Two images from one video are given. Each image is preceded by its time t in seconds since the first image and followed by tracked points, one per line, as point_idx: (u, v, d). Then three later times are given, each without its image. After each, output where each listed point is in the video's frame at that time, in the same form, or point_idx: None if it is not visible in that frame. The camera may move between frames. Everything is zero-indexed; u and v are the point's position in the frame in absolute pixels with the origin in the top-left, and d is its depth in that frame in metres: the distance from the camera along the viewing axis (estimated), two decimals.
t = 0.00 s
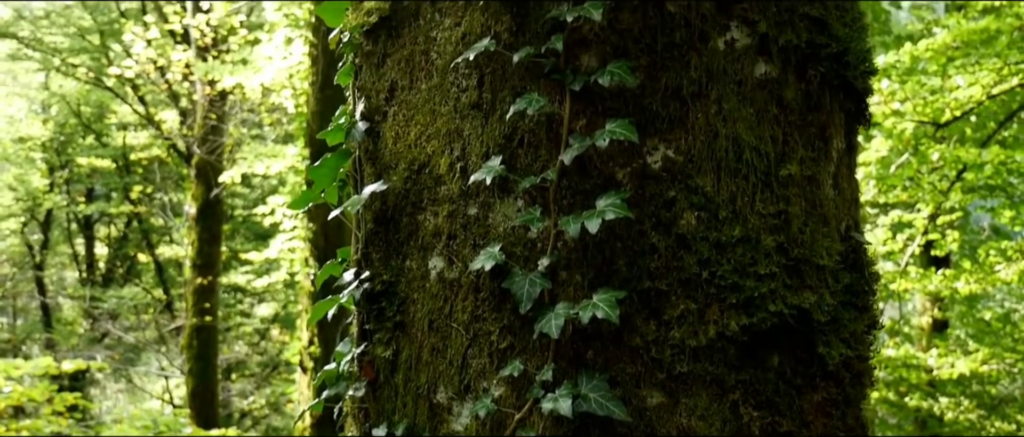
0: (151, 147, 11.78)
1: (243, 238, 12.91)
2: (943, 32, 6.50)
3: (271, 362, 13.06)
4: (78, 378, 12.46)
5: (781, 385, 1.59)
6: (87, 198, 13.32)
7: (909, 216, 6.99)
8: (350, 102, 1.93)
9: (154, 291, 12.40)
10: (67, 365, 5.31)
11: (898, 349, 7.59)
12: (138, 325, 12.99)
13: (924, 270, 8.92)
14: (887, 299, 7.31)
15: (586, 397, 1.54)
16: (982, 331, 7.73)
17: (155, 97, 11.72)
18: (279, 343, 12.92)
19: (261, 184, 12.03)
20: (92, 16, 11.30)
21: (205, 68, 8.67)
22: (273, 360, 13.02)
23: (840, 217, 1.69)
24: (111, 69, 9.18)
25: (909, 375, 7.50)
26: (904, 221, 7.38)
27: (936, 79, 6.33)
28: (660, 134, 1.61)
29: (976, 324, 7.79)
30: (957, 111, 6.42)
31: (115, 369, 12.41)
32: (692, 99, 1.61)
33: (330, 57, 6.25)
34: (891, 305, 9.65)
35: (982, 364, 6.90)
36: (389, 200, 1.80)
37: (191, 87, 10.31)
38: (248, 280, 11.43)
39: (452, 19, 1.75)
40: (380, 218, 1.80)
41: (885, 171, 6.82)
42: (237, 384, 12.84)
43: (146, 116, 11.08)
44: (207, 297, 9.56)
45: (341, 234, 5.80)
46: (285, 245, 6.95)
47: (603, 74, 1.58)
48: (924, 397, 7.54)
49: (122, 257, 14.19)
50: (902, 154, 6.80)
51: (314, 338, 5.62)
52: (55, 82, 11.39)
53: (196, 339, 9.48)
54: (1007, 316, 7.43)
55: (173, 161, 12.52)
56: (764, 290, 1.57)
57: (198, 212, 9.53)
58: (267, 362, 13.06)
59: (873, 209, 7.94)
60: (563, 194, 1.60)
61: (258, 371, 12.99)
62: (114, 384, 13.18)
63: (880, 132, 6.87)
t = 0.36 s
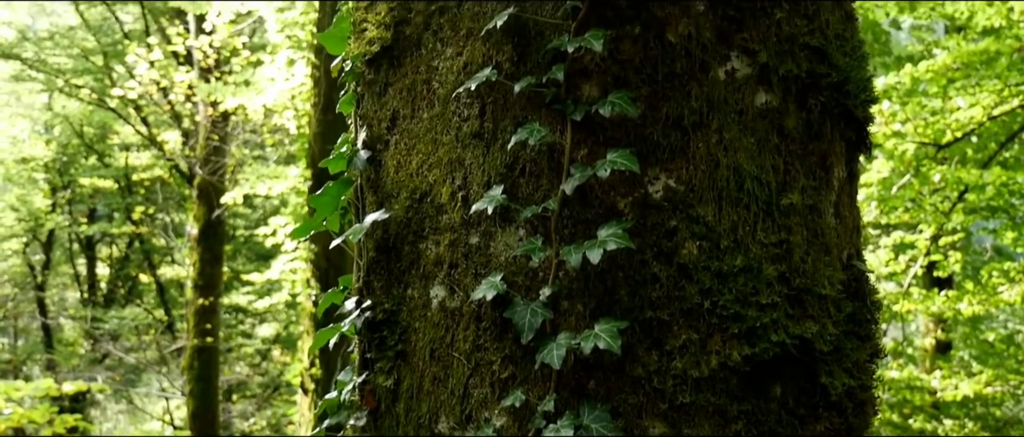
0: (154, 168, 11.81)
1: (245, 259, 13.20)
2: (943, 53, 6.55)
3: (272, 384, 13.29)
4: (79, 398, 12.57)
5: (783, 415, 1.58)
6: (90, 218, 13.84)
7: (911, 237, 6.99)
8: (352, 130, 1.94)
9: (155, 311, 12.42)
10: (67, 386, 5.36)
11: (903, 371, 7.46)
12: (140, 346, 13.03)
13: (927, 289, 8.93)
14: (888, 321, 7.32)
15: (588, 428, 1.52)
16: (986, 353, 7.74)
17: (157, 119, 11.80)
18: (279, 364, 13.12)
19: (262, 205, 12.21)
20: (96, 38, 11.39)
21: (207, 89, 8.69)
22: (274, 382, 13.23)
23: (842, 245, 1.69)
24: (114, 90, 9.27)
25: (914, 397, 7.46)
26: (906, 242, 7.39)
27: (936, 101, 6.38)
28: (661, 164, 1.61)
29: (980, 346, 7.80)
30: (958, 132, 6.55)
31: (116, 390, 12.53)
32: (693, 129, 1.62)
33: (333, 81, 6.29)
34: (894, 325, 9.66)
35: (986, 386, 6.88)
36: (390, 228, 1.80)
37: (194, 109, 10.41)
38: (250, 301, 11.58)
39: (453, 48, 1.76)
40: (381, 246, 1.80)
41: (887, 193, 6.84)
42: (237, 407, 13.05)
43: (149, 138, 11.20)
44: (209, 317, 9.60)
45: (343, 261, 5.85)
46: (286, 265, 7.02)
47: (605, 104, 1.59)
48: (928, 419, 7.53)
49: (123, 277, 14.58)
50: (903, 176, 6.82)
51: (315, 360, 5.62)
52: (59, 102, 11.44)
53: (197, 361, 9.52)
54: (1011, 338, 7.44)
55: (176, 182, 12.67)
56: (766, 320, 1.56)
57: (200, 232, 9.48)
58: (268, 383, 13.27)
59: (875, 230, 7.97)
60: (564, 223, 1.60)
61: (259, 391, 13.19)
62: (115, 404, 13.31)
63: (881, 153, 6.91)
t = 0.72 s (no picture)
0: (156, 186, 11.80)
1: (246, 277, 13.34)
2: (945, 70, 6.57)
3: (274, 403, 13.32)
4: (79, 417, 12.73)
5: None
6: (92, 237, 14.10)
7: (915, 255, 6.92)
8: (353, 157, 1.95)
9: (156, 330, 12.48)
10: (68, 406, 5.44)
11: (907, 390, 7.36)
12: (140, 365, 13.12)
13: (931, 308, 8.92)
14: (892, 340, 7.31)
15: None
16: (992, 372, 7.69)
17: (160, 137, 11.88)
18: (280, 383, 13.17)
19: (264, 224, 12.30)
20: (99, 57, 11.50)
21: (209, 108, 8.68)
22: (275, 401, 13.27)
23: (845, 272, 1.69)
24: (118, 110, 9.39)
25: (919, 418, 7.28)
26: (910, 261, 7.39)
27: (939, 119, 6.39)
28: (663, 192, 1.61)
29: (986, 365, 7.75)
30: (961, 150, 6.46)
31: (118, 409, 12.64)
32: (695, 157, 1.61)
33: (334, 103, 6.30)
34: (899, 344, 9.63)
35: (992, 405, 6.83)
36: (392, 256, 1.80)
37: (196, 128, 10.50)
38: (251, 320, 11.59)
39: (456, 76, 1.77)
40: (383, 274, 1.80)
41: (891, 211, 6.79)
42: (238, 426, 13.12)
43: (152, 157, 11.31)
44: (211, 336, 9.62)
45: (345, 294, 5.83)
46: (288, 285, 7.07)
47: (607, 133, 1.59)
48: None
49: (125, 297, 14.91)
50: (906, 193, 6.82)
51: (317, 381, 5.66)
52: (61, 122, 11.44)
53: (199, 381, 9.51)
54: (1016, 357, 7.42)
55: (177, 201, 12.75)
56: (769, 348, 1.55)
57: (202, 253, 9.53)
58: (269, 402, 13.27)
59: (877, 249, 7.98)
60: (566, 251, 1.60)
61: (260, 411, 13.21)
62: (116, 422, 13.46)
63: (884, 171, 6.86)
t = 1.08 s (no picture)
0: (158, 205, 11.59)
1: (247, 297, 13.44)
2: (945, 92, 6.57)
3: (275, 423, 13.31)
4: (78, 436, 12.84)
5: None
6: (94, 256, 14.18)
7: (916, 276, 6.97)
8: (355, 183, 1.97)
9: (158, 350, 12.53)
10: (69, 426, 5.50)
11: (911, 412, 7.23)
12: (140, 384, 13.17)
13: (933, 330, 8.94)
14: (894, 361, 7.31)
15: None
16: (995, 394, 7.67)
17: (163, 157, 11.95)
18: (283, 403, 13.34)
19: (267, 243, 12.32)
20: (103, 77, 11.45)
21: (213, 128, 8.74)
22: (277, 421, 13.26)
23: (847, 299, 1.69)
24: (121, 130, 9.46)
25: None
26: (912, 283, 7.41)
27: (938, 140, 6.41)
28: (665, 219, 1.61)
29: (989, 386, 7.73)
30: (961, 172, 6.51)
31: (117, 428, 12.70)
32: (697, 184, 1.62)
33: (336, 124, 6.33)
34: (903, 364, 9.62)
35: (995, 427, 6.80)
36: (394, 282, 1.81)
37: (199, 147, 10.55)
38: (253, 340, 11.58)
39: (458, 103, 1.78)
40: (385, 300, 1.81)
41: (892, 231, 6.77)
42: None
43: (155, 177, 11.39)
44: (213, 357, 9.64)
45: (347, 320, 5.82)
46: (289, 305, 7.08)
47: (608, 161, 1.60)
48: None
49: (126, 316, 15.05)
50: (907, 214, 6.82)
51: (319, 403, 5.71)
52: (64, 141, 11.61)
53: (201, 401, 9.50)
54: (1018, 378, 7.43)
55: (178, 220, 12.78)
56: (772, 377, 1.55)
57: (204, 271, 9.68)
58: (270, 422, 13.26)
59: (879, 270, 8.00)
60: (567, 279, 1.60)
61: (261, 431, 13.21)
62: None
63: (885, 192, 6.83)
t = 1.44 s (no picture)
0: (161, 224, 11.67)
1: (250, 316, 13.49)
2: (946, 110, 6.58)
3: None
4: None
5: None
6: (97, 273, 14.19)
7: (919, 295, 7.04)
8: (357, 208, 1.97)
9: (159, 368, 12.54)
10: None
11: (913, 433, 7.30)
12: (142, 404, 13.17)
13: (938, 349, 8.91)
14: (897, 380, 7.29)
15: None
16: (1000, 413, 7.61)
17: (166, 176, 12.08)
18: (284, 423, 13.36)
19: (268, 261, 12.32)
20: (106, 95, 11.65)
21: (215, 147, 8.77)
22: None
23: (851, 325, 1.69)
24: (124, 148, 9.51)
25: None
26: (915, 302, 7.44)
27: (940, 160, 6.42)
28: (667, 245, 1.61)
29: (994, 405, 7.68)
30: (963, 190, 6.50)
31: None
32: (699, 211, 1.62)
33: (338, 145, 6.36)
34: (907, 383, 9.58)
35: None
36: (396, 308, 1.80)
37: (201, 165, 10.59)
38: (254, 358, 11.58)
39: (459, 128, 1.78)
40: (387, 326, 1.80)
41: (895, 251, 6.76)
42: None
43: (158, 195, 11.44)
44: (213, 376, 9.62)
45: (349, 344, 5.79)
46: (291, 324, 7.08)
47: (609, 188, 1.60)
48: None
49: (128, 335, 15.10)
50: (910, 233, 6.81)
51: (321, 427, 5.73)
52: (68, 160, 11.94)
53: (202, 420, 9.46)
54: None
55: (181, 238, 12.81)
56: (775, 404, 1.54)
57: (206, 290, 9.69)
58: None
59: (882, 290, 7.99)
60: (570, 306, 1.60)
61: None
62: None
63: (886, 211, 6.81)
